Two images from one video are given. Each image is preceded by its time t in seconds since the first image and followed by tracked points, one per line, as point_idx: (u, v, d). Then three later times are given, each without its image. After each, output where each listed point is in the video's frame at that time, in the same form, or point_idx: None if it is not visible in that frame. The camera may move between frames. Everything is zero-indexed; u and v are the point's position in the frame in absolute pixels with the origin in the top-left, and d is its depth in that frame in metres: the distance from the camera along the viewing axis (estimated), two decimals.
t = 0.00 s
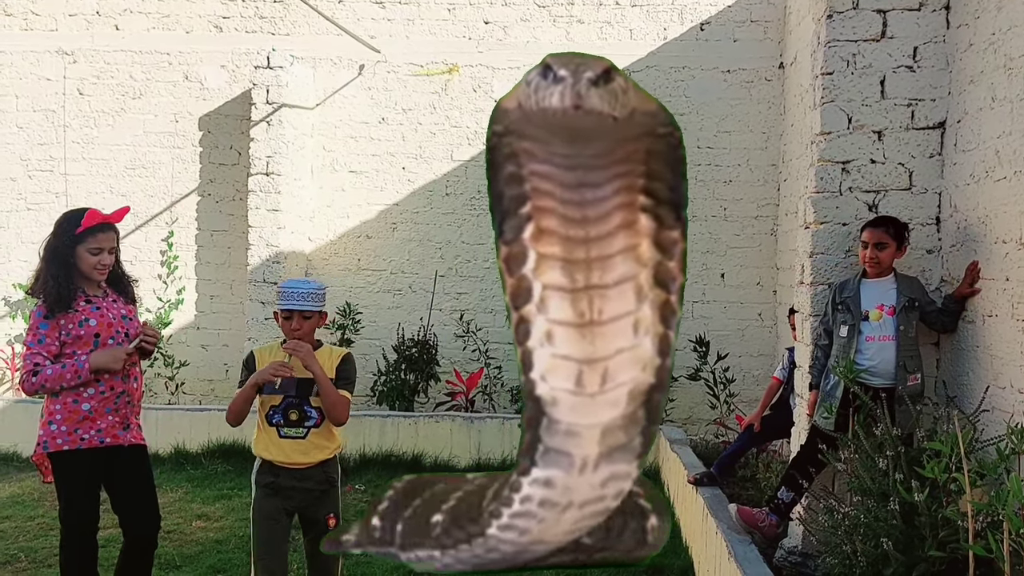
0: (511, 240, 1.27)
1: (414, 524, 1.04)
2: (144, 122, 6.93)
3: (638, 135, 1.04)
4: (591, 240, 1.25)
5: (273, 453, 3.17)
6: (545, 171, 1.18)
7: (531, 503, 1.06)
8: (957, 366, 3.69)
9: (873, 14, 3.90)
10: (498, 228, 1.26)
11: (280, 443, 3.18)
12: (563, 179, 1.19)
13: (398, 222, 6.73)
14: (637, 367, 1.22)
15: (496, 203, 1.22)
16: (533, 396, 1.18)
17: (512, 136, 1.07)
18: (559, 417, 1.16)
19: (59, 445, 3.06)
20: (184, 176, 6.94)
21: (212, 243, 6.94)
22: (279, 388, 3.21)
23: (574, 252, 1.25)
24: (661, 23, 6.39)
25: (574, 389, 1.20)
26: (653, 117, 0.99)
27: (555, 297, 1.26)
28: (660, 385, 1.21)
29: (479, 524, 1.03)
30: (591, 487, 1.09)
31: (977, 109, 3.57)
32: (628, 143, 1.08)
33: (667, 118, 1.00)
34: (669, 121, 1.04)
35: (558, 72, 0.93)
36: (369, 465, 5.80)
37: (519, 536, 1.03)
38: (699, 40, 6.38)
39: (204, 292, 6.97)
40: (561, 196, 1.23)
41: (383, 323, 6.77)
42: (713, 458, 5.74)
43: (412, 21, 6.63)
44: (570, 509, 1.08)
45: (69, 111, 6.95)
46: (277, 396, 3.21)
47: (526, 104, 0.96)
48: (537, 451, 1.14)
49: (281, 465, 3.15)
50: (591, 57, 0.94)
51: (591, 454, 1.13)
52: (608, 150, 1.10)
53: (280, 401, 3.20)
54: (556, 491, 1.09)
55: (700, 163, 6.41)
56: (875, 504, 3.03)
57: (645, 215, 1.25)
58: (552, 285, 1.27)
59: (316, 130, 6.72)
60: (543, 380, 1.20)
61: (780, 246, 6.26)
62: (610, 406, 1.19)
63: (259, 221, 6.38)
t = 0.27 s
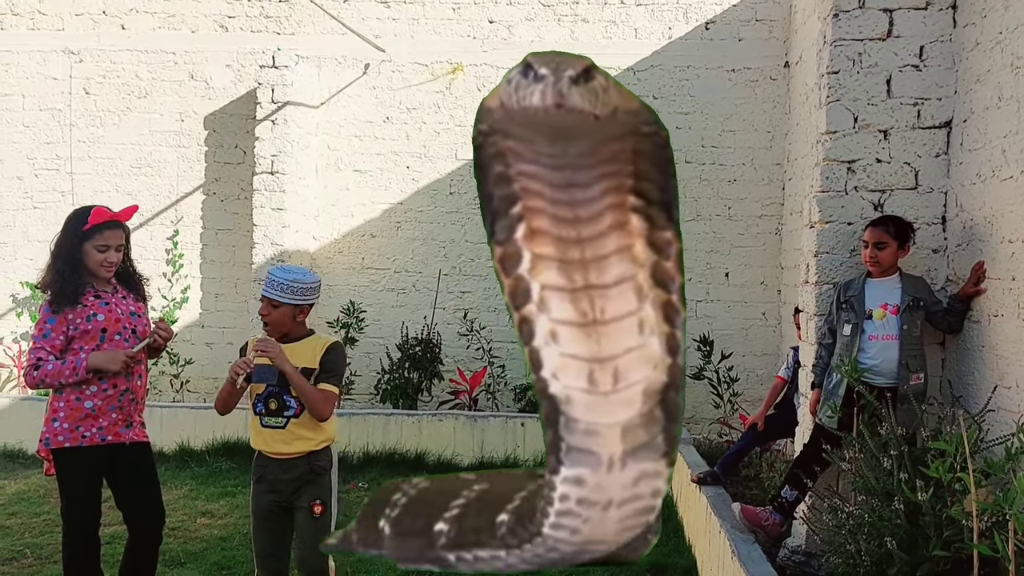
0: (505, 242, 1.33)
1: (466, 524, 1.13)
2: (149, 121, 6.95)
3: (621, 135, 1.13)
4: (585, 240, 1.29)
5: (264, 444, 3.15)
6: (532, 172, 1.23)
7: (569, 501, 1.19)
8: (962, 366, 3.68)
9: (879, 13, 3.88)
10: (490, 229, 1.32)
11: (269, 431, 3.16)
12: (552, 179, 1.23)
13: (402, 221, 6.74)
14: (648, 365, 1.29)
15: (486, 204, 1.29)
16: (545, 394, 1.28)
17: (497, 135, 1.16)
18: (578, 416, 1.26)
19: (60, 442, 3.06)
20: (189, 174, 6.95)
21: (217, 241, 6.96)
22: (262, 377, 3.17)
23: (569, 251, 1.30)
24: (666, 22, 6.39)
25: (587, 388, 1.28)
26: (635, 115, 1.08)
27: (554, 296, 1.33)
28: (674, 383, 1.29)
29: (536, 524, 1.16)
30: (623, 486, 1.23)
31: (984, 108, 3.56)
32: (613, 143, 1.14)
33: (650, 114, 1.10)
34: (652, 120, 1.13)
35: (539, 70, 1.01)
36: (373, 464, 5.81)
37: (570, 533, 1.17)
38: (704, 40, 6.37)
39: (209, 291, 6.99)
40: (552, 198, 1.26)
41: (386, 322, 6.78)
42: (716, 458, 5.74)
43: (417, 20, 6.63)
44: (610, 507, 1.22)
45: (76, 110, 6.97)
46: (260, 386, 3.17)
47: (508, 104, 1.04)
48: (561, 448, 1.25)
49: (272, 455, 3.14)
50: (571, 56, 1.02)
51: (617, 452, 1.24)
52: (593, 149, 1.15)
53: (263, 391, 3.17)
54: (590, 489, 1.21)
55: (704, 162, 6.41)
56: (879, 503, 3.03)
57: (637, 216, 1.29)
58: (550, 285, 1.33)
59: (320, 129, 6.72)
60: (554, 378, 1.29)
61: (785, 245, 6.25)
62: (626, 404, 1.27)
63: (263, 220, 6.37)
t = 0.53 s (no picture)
0: (483, 243, 1.30)
1: (503, 519, 1.19)
2: (151, 120, 6.95)
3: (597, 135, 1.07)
4: (564, 242, 1.25)
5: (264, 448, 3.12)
6: (509, 172, 1.18)
7: (584, 501, 1.24)
8: (964, 365, 3.68)
9: (881, 11, 3.88)
10: (469, 232, 1.29)
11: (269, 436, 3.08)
12: (527, 179, 1.19)
13: (404, 220, 6.74)
14: (635, 366, 1.26)
15: (464, 204, 1.24)
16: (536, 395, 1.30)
17: (475, 134, 1.11)
18: (571, 415, 1.28)
19: (61, 441, 3.07)
20: (192, 174, 6.96)
21: (220, 241, 6.97)
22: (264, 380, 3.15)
23: (548, 253, 1.26)
24: (668, 21, 6.39)
25: (577, 387, 1.29)
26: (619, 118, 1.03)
27: (538, 299, 1.30)
28: (664, 383, 1.25)
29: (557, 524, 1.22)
30: (632, 486, 1.25)
31: (986, 107, 3.56)
32: (589, 141, 1.09)
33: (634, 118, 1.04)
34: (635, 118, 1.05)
35: (525, 69, 0.98)
36: (375, 463, 5.82)
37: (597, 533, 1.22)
38: (706, 38, 6.36)
39: (211, 290, 6.99)
40: (528, 201, 1.22)
41: (389, 321, 6.78)
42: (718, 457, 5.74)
43: (419, 19, 6.64)
44: (627, 507, 1.25)
45: (78, 110, 6.98)
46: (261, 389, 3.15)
47: (489, 100, 1.02)
48: (561, 448, 1.28)
49: (275, 460, 3.07)
50: (558, 54, 0.99)
51: (619, 453, 1.26)
52: (570, 147, 1.11)
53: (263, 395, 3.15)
54: (601, 489, 1.24)
55: (706, 161, 6.40)
56: (882, 502, 3.03)
57: (614, 216, 1.23)
58: (533, 287, 1.31)
59: (322, 128, 6.73)
60: (542, 379, 1.30)
61: (787, 244, 6.24)
62: (617, 406, 1.26)
63: (266, 219, 6.37)
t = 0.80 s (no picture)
0: (453, 243, 1.10)
1: (475, 518, 1.03)
2: (153, 119, 6.96)
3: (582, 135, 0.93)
4: (537, 243, 1.07)
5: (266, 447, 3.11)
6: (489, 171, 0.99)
7: (566, 502, 1.04)
8: (967, 363, 3.67)
9: (884, 10, 3.88)
10: (439, 232, 1.09)
11: (274, 436, 3.08)
12: (501, 177, 1.00)
13: (407, 219, 6.75)
14: (607, 368, 1.10)
15: (436, 205, 1.05)
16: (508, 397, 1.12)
17: (459, 134, 0.95)
18: (545, 417, 1.10)
19: (70, 440, 3.07)
20: (194, 173, 6.96)
21: (223, 239, 6.97)
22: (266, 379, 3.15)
23: (519, 255, 1.09)
24: (670, 19, 6.38)
25: (549, 389, 1.12)
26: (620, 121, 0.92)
27: (506, 301, 1.13)
28: (637, 386, 1.09)
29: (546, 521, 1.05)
30: (614, 487, 1.05)
31: (989, 105, 3.55)
32: (576, 141, 0.93)
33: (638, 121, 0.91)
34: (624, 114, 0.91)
35: (531, 69, 0.88)
36: (378, 461, 5.82)
37: (590, 532, 1.03)
38: (709, 37, 6.36)
39: (213, 289, 7.00)
40: (499, 198, 1.03)
41: (391, 320, 6.78)
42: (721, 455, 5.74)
43: (421, 18, 6.64)
44: (612, 507, 1.05)
45: (80, 109, 6.99)
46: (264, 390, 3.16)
47: (485, 101, 0.91)
48: (537, 449, 1.09)
49: (281, 459, 3.06)
50: (564, 55, 0.90)
51: (595, 453, 1.07)
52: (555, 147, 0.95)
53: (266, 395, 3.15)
54: (582, 490, 1.05)
55: (709, 160, 6.40)
56: (884, 499, 3.02)
57: (588, 218, 1.04)
58: (502, 290, 1.13)
59: (325, 127, 6.73)
60: (513, 382, 1.13)
61: (789, 243, 6.24)
62: (591, 408, 1.09)
63: (268, 219, 6.38)
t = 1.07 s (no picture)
0: (444, 246, 1.20)
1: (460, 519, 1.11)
2: (155, 117, 6.96)
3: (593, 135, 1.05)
4: (524, 245, 1.18)
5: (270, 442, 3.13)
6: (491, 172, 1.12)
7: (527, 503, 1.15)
8: (970, 361, 3.67)
9: (886, 7, 3.87)
10: (431, 232, 1.20)
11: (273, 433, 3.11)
12: (505, 178, 1.12)
13: (409, 217, 6.75)
14: (572, 371, 1.20)
15: (435, 203, 1.18)
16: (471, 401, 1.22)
17: (469, 134, 1.07)
18: (505, 419, 1.20)
19: (76, 438, 3.08)
20: (196, 171, 6.96)
21: (225, 238, 6.97)
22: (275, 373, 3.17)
23: (505, 256, 1.19)
24: (672, 16, 6.37)
25: (511, 394, 1.21)
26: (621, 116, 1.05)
27: (483, 304, 1.22)
28: (598, 390, 1.20)
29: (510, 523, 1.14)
30: (574, 488, 1.16)
31: (992, 101, 3.54)
32: (584, 142, 1.05)
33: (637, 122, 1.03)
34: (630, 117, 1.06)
35: (551, 71, 0.98)
36: (380, 460, 5.82)
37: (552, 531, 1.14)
38: (711, 34, 6.35)
39: (216, 287, 7.00)
40: (497, 197, 1.15)
41: (393, 318, 6.79)
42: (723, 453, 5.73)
43: (422, 16, 6.64)
44: (571, 508, 1.15)
45: (82, 107, 6.99)
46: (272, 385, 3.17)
47: (501, 101, 1.01)
48: (494, 452, 1.19)
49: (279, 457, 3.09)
50: (584, 58, 1.00)
51: (553, 456, 1.17)
52: (562, 149, 1.06)
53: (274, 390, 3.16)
54: (541, 492, 1.15)
55: (711, 157, 6.39)
56: (887, 497, 3.02)
57: (581, 218, 1.17)
58: (480, 292, 1.22)
59: (326, 125, 6.73)
60: (477, 387, 1.22)
61: (791, 240, 6.23)
62: (551, 412, 1.19)
63: (270, 217, 6.38)
